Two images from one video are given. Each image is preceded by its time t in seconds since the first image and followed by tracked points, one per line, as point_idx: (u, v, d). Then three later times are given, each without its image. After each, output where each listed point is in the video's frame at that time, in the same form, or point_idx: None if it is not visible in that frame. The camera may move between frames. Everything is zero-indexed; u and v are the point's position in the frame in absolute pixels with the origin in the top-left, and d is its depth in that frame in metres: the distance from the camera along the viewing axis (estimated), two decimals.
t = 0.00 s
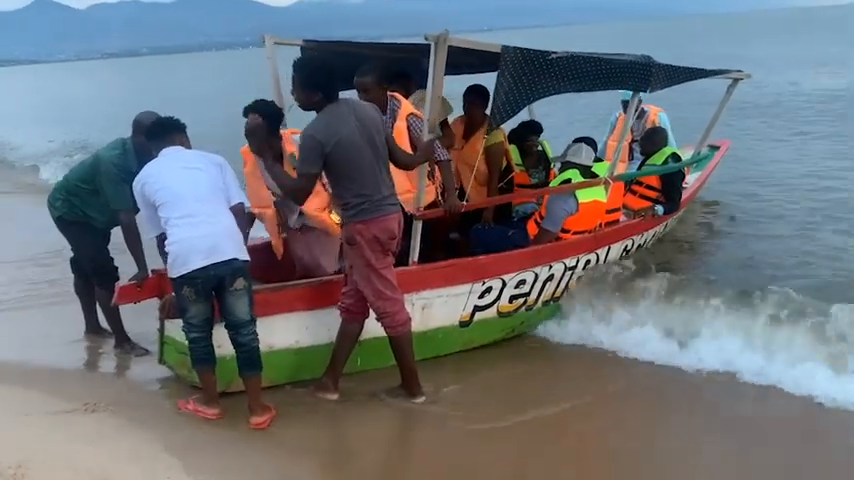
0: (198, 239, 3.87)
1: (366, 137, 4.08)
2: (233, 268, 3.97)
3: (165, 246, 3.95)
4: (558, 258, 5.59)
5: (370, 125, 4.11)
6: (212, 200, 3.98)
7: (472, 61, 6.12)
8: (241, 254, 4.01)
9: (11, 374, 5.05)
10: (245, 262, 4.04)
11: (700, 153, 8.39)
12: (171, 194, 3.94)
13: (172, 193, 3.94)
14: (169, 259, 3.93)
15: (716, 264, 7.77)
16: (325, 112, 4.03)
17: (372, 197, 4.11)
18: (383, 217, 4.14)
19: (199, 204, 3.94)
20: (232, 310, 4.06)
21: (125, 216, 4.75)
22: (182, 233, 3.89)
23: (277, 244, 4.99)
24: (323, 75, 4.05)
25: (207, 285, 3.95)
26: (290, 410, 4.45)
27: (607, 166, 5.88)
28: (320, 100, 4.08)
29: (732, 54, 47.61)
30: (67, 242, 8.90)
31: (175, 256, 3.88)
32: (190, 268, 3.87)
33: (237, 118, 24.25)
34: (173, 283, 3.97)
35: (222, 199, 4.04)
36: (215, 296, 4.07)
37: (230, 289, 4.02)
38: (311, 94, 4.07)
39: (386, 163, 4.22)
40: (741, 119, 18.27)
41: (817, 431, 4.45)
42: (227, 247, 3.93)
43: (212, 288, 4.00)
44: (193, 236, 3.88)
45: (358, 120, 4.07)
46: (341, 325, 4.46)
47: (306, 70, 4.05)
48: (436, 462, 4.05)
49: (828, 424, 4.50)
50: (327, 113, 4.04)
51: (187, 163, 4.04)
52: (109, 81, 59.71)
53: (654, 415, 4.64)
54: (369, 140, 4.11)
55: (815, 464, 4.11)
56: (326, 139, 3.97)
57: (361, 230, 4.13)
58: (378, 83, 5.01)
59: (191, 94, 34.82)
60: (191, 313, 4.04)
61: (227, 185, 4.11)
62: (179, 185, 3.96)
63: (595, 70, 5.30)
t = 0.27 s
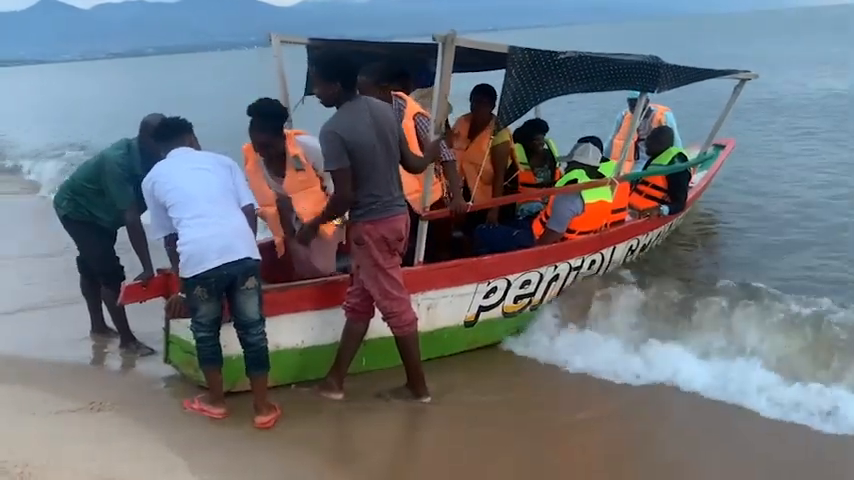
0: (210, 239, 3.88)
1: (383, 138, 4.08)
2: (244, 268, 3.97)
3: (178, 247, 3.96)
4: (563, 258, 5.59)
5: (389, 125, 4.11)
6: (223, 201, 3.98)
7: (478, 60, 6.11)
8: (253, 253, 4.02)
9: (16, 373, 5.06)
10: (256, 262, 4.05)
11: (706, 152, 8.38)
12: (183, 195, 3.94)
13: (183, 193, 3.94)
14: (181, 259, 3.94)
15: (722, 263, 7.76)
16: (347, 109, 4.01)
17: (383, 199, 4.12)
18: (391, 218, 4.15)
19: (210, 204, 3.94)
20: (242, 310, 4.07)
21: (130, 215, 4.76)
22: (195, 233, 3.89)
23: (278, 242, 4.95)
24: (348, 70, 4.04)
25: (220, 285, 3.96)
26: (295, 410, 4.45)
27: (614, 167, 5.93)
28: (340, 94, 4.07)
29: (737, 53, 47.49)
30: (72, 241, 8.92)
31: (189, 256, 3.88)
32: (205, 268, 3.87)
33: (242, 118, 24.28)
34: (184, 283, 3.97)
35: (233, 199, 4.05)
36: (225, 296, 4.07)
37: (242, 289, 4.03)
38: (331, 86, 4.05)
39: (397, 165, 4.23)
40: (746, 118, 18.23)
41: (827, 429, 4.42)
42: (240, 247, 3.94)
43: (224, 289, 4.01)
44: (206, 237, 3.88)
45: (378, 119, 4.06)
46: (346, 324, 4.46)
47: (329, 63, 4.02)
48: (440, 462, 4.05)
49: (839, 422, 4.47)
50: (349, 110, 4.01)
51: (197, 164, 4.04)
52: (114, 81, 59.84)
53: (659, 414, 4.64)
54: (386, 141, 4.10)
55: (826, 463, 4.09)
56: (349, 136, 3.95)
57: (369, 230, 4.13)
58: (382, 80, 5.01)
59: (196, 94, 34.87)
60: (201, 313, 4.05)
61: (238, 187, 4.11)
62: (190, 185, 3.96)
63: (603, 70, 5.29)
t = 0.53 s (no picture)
0: (218, 242, 3.90)
1: (398, 139, 4.09)
2: (254, 268, 3.99)
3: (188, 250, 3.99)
4: (567, 258, 5.60)
5: (404, 127, 4.12)
6: (228, 200, 3.97)
7: (483, 59, 6.11)
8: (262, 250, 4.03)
9: (22, 372, 5.08)
10: (266, 259, 4.06)
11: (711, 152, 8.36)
12: (187, 197, 3.93)
13: (188, 196, 3.93)
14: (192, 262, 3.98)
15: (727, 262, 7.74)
16: (364, 109, 4.02)
17: (395, 200, 4.13)
18: (402, 219, 4.17)
19: (215, 205, 3.93)
20: (250, 309, 4.08)
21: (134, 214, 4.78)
22: (203, 237, 3.91)
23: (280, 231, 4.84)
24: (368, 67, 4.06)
25: (230, 285, 3.98)
26: (299, 408, 4.46)
27: (618, 167, 5.86)
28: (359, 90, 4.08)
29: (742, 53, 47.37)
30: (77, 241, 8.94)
31: (199, 261, 3.91)
32: (217, 271, 3.91)
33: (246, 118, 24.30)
34: (195, 282, 4.01)
35: (237, 195, 4.02)
36: (235, 296, 4.09)
37: (249, 287, 4.04)
38: (350, 84, 4.07)
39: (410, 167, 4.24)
40: (751, 118, 18.17)
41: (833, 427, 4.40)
42: (248, 247, 3.95)
43: (233, 288, 4.03)
44: (214, 239, 3.90)
45: (394, 120, 4.07)
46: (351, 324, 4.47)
47: (348, 62, 4.05)
48: (444, 462, 4.05)
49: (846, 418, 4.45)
50: (366, 109, 4.02)
51: (199, 161, 4.00)
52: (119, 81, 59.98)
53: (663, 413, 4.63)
54: (401, 143, 4.11)
55: (833, 463, 4.07)
56: (365, 135, 3.95)
57: (379, 230, 4.14)
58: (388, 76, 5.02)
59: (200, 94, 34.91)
60: (212, 310, 4.07)
61: (242, 179, 4.07)
62: (194, 187, 3.94)
63: (608, 69, 5.29)
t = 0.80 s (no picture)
0: (222, 243, 3.90)
1: (412, 139, 4.09)
2: (260, 267, 3.99)
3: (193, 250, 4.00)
4: (573, 258, 5.60)
5: (419, 128, 4.12)
6: (232, 200, 3.97)
7: (489, 59, 6.10)
8: (268, 251, 4.02)
9: (28, 371, 5.10)
10: (272, 259, 4.04)
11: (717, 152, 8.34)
12: (192, 198, 3.95)
13: (192, 197, 3.95)
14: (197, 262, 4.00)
15: (734, 260, 7.71)
16: (381, 107, 4.01)
17: (407, 199, 4.13)
18: (413, 219, 4.17)
19: (219, 206, 3.94)
20: (254, 309, 4.08)
21: (139, 212, 4.78)
22: (207, 238, 3.92)
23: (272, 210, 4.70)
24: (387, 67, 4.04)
25: (235, 285, 3.99)
26: (304, 407, 4.46)
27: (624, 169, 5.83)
28: (376, 89, 4.06)
29: (749, 53, 47.24)
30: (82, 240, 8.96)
31: (203, 261, 3.92)
32: (221, 271, 3.91)
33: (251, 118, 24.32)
34: (201, 282, 4.02)
35: (243, 195, 4.02)
36: (241, 295, 4.08)
37: (253, 288, 4.03)
38: (367, 82, 4.04)
39: (423, 167, 4.24)
40: (758, 117, 18.11)
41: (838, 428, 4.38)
42: (251, 247, 3.94)
43: (238, 289, 4.03)
44: (217, 240, 3.90)
45: (410, 120, 4.07)
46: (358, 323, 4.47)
47: (367, 60, 4.02)
48: (449, 461, 4.05)
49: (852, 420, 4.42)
50: (383, 108, 4.02)
51: (204, 161, 4.01)
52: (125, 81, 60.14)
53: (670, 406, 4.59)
54: (415, 142, 4.11)
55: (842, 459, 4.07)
56: (381, 135, 3.96)
57: (389, 229, 4.15)
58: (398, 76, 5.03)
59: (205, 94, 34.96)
60: (218, 309, 4.07)
61: (248, 177, 4.06)
62: (199, 187, 3.96)
63: (614, 69, 5.28)
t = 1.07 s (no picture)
0: (227, 243, 3.91)
1: (418, 139, 4.09)
2: (264, 267, 3.99)
3: (198, 249, 4.01)
4: (577, 258, 5.59)
5: (426, 128, 4.12)
6: (238, 200, 3.98)
7: (493, 59, 6.10)
8: (273, 251, 4.03)
9: (33, 369, 5.12)
10: (276, 259, 4.05)
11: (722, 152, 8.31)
12: (198, 197, 3.95)
13: (198, 196, 3.95)
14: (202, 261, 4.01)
15: (739, 259, 7.68)
16: (388, 107, 4.02)
17: (412, 199, 4.13)
18: (418, 219, 4.17)
19: (225, 206, 3.95)
20: (259, 308, 4.09)
21: (144, 211, 4.79)
22: (212, 237, 3.93)
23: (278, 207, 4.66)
24: (394, 67, 4.04)
25: (240, 285, 3.99)
26: (307, 406, 4.46)
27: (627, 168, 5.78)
28: (384, 88, 4.06)
29: (754, 53, 47.11)
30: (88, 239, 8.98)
31: (208, 261, 3.94)
32: (226, 271, 3.93)
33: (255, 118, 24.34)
34: (206, 281, 4.03)
35: (249, 195, 4.03)
36: (245, 295, 4.09)
37: (258, 288, 4.04)
38: (374, 81, 4.04)
39: (428, 167, 4.24)
40: (763, 117, 18.05)
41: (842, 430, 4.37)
42: (257, 248, 3.95)
43: (243, 288, 4.03)
44: (223, 240, 3.91)
45: (416, 119, 4.07)
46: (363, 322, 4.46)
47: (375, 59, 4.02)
48: (452, 460, 4.05)
49: None
50: (390, 107, 4.02)
51: (210, 161, 4.01)
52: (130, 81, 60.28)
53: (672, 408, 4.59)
54: (421, 142, 4.12)
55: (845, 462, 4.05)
56: (388, 134, 3.96)
57: (394, 229, 4.15)
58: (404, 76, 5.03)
59: (210, 94, 35.02)
60: (221, 308, 4.08)
61: (254, 177, 4.06)
62: (205, 187, 3.96)
63: (616, 68, 5.27)
